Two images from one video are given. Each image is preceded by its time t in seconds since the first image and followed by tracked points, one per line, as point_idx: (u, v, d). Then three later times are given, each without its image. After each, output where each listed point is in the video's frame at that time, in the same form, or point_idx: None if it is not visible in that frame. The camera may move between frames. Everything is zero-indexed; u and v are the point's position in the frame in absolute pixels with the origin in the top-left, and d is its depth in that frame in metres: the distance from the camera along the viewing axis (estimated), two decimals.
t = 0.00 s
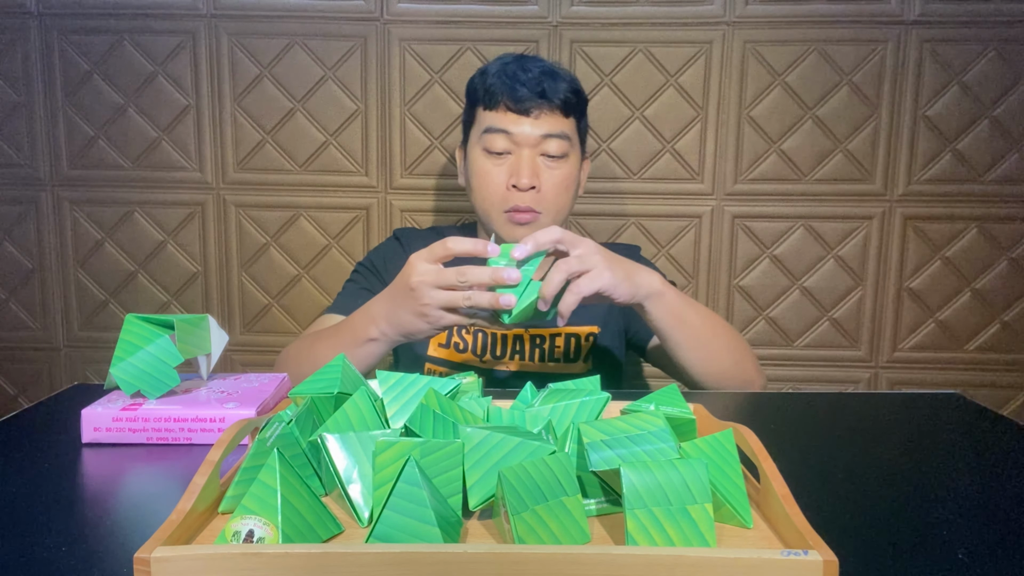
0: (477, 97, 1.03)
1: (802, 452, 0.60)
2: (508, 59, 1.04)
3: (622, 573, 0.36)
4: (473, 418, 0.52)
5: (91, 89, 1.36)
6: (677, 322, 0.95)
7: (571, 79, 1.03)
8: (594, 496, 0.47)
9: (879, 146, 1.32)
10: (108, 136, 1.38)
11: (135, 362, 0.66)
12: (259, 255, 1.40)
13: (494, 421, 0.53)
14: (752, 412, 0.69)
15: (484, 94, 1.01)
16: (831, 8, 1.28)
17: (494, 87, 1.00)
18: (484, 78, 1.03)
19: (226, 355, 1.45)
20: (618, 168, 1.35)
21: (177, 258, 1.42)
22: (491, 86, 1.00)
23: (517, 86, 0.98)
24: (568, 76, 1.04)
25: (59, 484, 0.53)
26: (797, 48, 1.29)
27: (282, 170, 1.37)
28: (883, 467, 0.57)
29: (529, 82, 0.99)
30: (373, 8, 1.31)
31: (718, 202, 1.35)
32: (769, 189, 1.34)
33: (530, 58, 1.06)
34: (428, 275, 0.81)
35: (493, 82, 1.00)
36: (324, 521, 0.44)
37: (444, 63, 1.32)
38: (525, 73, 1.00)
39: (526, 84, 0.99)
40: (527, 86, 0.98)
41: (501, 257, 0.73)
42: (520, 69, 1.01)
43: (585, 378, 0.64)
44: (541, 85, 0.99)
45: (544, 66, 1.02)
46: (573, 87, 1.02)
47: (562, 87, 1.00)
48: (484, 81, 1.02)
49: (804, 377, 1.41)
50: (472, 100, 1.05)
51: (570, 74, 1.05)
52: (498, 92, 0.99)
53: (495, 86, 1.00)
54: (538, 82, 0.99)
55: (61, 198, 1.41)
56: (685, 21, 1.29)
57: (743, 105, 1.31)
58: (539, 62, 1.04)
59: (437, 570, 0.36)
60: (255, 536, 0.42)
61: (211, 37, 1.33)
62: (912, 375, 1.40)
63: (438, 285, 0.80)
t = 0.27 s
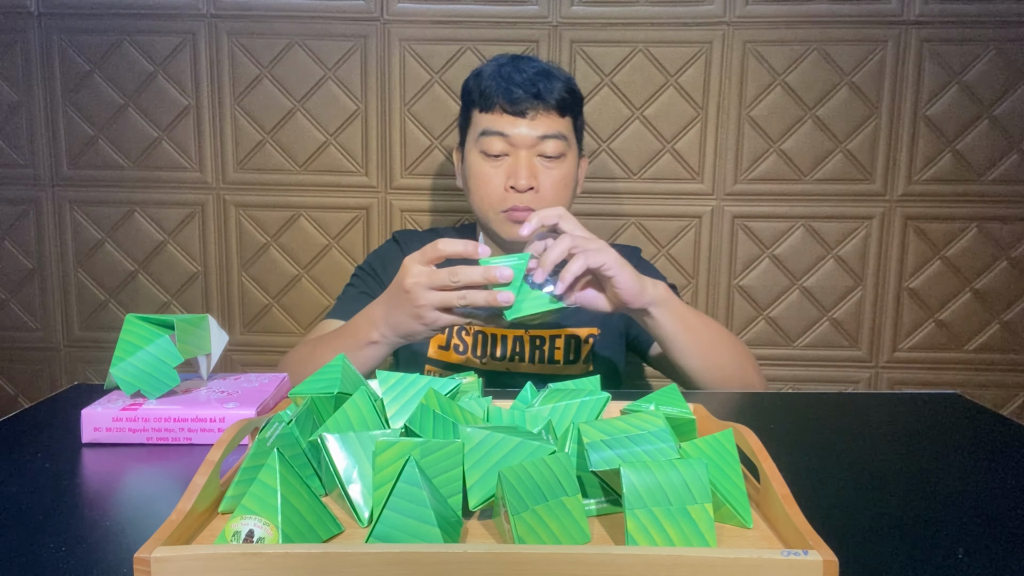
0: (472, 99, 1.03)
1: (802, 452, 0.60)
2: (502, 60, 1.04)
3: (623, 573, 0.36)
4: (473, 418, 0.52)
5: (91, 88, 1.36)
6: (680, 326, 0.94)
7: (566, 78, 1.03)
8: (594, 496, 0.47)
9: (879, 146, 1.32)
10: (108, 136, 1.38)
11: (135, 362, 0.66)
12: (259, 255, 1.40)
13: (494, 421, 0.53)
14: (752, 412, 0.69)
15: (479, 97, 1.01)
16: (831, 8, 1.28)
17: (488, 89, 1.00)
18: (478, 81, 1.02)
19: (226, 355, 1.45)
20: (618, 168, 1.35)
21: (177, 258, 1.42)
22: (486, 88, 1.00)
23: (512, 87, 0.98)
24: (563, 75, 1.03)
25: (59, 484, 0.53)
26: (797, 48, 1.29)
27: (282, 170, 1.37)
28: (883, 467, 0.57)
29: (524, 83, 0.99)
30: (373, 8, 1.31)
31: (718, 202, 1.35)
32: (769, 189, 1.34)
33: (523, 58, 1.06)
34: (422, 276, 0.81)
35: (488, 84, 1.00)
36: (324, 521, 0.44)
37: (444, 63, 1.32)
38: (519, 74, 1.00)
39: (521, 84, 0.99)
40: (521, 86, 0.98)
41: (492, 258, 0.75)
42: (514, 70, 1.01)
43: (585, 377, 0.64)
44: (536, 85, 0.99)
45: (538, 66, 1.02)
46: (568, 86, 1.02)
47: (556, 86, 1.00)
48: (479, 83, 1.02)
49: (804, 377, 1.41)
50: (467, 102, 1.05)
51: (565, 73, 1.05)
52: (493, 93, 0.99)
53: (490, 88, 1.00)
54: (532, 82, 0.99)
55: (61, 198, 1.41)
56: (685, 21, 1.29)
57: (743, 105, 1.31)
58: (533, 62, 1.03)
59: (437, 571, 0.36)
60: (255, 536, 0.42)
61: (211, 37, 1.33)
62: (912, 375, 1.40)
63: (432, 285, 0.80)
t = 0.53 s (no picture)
0: (459, 104, 1.03)
1: (801, 452, 0.60)
2: (487, 62, 1.04)
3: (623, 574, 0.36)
4: (473, 418, 0.52)
5: (91, 89, 1.36)
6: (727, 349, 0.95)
7: (552, 76, 1.03)
8: (594, 496, 0.47)
9: (879, 146, 1.32)
10: (108, 136, 1.38)
11: (135, 362, 0.66)
12: (259, 255, 1.40)
13: (494, 421, 0.53)
14: (752, 412, 0.69)
15: (467, 101, 1.01)
16: (831, 8, 1.28)
17: (476, 92, 1.00)
18: (465, 85, 1.02)
19: (226, 355, 1.45)
20: (618, 168, 1.35)
21: (177, 258, 1.42)
22: (473, 91, 1.00)
23: (501, 89, 0.98)
24: (549, 72, 1.04)
25: (59, 484, 0.53)
26: (797, 48, 1.29)
27: (282, 170, 1.37)
28: (883, 467, 0.57)
29: (512, 84, 0.99)
30: (373, 8, 1.31)
31: (718, 202, 1.35)
32: (769, 189, 1.34)
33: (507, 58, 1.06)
34: (332, 284, 0.81)
35: (475, 88, 1.00)
36: (324, 521, 0.44)
37: (444, 63, 1.32)
38: (506, 76, 1.00)
39: (509, 85, 0.99)
40: (510, 87, 0.98)
41: (386, 262, 0.73)
42: (501, 71, 1.01)
43: (585, 377, 0.64)
44: (524, 85, 0.99)
45: (523, 66, 1.02)
46: (555, 83, 1.03)
47: (544, 85, 1.01)
48: (466, 87, 1.02)
49: (804, 377, 1.41)
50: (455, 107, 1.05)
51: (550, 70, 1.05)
52: (482, 96, 0.99)
53: (478, 91, 1.00)
54: (521, 82, 0.99)
55: (61, 198, 1.41)
56: (685, 21, 1.29)
57: (743, 105, 1.31)
58: (519, 62, 1.03)
59: (437, 571, 0.36)
60: (255, 536, 0.42)
61: (211, 37, 1.33)
62: (912, 375, 1.40)
63: (342, 293, 0.80)
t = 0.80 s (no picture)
0: (444, 107, 1.03)
1: (801, 452, 0.60)
2: (469, 63, 1.04)
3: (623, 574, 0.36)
4: (473, 418, 0.52)
5: (91, 89, 1.36)
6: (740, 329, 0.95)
7: (535, 75, 1.03)
8: (595, 496, 0.47)
9: (879, 146, 1.32)
10: (108, 136, 1.38)
11: (135, 362, 0.66)
12: (259, 255, 1.40)
13: (494, 421, 0.53)
14: (751, 412, 0.69)
15: (452, 103, 1.01)
16: (832, 8, 1.28)
17: (461, 94, 0.99)
18: (449, 87, 1.02)
19: (226, 354, 1.45)
20: (617, 168, 1.35)
21: (176, 258, 1.42)
22: (458, 94, 1.00)
23: (486, 91, 0.98)
24: (533, 72, 1.03)
25: (59, 484, 0.53)
26: (797, 48, 1.29)
27: (282, 170, 1.37)
28: (884, 467, 0.57)
29: (497, 85, 0.99)
30: (373, 8, 1.31)
31: (718, 202, 1.35)
32: (769, 189, 1.34)
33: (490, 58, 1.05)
34: (349, 297, 0.81)
35: (460, 90, 1.00)
36: (324, 521, 0.44)
37: (444, 63, 1.32)
38: (490, 76, 1.00)
39: (494, 86, 0.99)
40: (495, 89, 0.98)
41: (406, 278, 0.73)
42: (485, 72, 1.01)
43: (585, 378, 0.64)
44: (509, 86, 0.99)
45: (507, 66, 1.02)
46: (539, 82, 1.03)
47: (529, 84, 1.00)
48: (450, 89, 1.02)
49: (804, 377, 1.41)
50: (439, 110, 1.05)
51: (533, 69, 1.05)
52: (467, 99, 0.98)
53: (463, 94, 0.99)
54: (506, 83, 0.99)
55: (61, 198, 1.41)
56: (685, 21, 1.29)
57: (743, 105, 1.31)
58: (502, 62, 1.03)
59: (438, 571, 0.36)
60: (255, 536, 0.42)
61: (211, 37, 1.33)
62: (912, 375, 1.40)
63: (358, 307, 0.80)
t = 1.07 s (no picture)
0: (454, 105, 1.03)
1: (801, 452, 0.60)
2: (481, 62, 1.04)
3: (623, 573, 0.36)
4: (473, 418, 0.52)
5: (91, 89, 1.36)
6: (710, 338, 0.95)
7: (547, 77, 1.03)
8: (595, 496, 0.47)
9: (879, 146, 1.32)
10: (108, 136, 1.38)
11: (135, 362, 0.66)
12: (259, 255, 1.40)
13: (494, 421, 0.53)
14: (752, 412, 0.69)
15: (461, 103, 1.01)
16: (832, 8, 1.28)
17: (471, 94, 0.99)
18: (459, 86, 1.02)
19: (226, 354, 1.45)
20: (618, 168, 1.35)
21: (176, 258, 1.42)
22: (468, 93, 1.00)
23: (496, 91, 0.98)
24: (545, 73, 1.03)
25: (59, 484, 0.53)
26: (797, 48, 1.29)
27: (282, 170, 1.37)
28: (884, 467, 0.57)
29: (507, 86, 0.99)
30: (373, 8, 1.31)
31: (718, 202, 1.35)
32: (768, 189, 1.34)
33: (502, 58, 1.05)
34: (382, 299, 0.82)
35: (470, 90, 1.00)
36: (324, 521, 0.44)
37: (444, 63, 1.32)
38: (501, 77, 1.00)
39: (504, 86, 0.99)
40: (505, 89, 0.98)
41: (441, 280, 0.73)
42: (496, 72, 1.01)
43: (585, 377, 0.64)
44: (519, 87, 0.99)
45: (518, 67, 1.02)
46: (551, 84, 1.02)
47: (540, 86, 1.00)
48: (460, 88, 1.02)
49: (804, 377, 1.41)
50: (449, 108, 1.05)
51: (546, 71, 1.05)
52: (477, 98, 0.99)
53: (473, 93, 0.99)
54: (515, 84, 0.99)
55: (61, 198, 1.41)
56: (685, 21, 1.29)
57: (743, 105, 1.31)
58: (514, 63, 1.03)
59: (438, 570, 0.36)
60: (255, 536, 0.42)
61: (211, 37, 1.33)
62: (912, 375, 1.40)
63: (391, 309, 0.81)
